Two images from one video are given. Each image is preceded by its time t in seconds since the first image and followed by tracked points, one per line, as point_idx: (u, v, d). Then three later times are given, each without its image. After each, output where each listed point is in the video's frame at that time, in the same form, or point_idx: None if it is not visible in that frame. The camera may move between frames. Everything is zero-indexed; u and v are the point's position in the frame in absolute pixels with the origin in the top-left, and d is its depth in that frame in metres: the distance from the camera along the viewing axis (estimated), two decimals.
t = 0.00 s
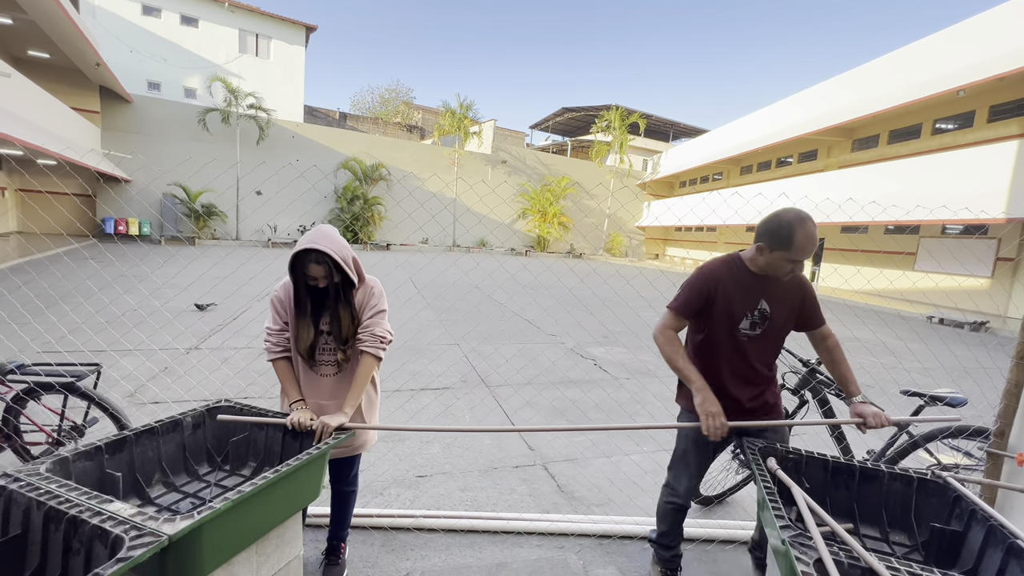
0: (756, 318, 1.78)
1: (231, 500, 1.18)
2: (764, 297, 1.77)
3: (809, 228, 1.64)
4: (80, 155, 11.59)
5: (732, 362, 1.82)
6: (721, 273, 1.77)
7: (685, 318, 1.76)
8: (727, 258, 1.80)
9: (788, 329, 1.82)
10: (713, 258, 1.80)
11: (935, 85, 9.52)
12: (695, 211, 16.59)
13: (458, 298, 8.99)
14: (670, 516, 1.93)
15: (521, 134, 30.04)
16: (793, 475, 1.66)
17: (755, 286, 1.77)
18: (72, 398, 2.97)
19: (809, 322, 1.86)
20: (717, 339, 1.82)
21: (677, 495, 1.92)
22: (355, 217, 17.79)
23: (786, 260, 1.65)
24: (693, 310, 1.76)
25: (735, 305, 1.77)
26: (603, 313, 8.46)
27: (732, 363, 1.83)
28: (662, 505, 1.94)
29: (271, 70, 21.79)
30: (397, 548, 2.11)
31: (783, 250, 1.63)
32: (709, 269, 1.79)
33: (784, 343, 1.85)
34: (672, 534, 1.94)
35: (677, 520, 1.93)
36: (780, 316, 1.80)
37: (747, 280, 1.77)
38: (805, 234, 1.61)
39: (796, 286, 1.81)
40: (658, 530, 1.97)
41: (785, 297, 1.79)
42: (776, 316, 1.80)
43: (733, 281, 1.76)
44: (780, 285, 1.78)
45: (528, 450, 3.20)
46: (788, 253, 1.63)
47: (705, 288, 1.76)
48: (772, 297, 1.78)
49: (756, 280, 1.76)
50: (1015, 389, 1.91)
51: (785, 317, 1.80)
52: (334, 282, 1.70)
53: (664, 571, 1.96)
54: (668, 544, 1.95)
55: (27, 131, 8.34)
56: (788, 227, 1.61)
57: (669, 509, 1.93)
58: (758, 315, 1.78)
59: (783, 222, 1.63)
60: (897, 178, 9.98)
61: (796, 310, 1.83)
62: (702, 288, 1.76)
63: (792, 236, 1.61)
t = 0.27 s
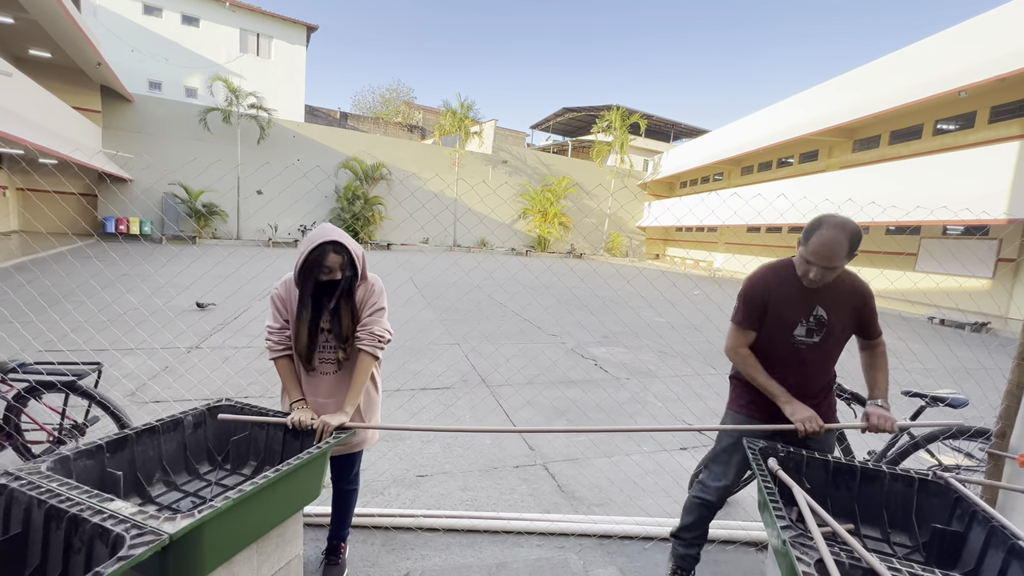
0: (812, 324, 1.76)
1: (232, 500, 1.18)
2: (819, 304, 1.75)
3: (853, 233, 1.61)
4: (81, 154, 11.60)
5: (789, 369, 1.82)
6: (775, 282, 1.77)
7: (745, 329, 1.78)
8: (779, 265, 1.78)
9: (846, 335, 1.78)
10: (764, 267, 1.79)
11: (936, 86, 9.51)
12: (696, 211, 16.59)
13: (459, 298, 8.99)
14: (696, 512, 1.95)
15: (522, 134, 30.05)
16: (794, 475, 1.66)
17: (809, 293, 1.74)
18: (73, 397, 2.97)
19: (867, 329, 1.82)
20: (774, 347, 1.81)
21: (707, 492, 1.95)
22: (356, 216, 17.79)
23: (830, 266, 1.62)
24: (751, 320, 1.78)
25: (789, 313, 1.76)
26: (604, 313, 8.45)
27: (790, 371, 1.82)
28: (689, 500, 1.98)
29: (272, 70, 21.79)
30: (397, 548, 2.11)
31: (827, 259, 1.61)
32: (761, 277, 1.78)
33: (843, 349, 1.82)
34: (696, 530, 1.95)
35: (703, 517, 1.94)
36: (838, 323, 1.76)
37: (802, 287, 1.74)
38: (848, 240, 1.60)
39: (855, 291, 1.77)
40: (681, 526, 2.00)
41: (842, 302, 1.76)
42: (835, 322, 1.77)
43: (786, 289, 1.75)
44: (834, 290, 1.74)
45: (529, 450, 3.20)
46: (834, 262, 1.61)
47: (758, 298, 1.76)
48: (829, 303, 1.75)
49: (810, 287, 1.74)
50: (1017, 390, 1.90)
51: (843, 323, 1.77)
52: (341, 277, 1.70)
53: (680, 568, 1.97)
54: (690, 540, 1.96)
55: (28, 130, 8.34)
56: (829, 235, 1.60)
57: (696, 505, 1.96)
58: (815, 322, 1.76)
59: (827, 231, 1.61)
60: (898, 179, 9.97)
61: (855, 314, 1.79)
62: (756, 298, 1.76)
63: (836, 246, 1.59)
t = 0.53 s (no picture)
0: (835, 324, 1.74)
1: (233, 500, 1.18)
2: (844, 303, 1.72)
3: (875, 229, 1.58)
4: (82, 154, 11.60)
5: (809, 368, 1.80)
6: (796, 279, 1.76)
7: (763, 325, 1.79)
8: (803, 263, 1.77)
9: (873, 337, 1.75)
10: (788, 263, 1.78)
11: (937, 87, 9.51)
12: (696, 211, 16.58)
13: (460, 298, 8.99)
14: (732, 515, 1.95)
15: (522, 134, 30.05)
16: (795, 476, 1.65)
17: (832, 290, 1.72)
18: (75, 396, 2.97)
19: (899, 332, 1.77)
20: (793, 345, 1.80)
21: (734, 493, 1.96)
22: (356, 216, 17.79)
23: (846, 260, 1.59)
24: (770, 316, 1.78)
25: (810, 311, 1.74)
26: (605, 314, 8.45)
27: (809, 371, 1.81)
28: (723, 504, 1.98)
29: (273, 70, 21.80)
30: (398, 548, 2.11)
31: (843, 254, 1.58)
32: (783, 275, 1.78)
33: (870, 350, 1.78)
34: (734, 533, 1.94)
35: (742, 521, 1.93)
36: (863, 324, 1.73)
37: (825, 286, 1.73)
38: (868, 236, 1.57)
39: (884, 293, 1.73)
40: (719, 531, 2.00)
41: (869, 302, 1.72)
42: (859, 323, 1.73)
43: (808, 287, 1.74)
44: (859, 288, 1.71)
45: (529, 450, 3.20)
46: (852, 258, 1.58)
47: (778, 295, 1.76)
48: (853, 302, 1.72)
49: (833, 284, 1.72)
50: (1019, 391, 1.90)
51: (868, 324, 1.73)
52: (348, 273, 1.71)
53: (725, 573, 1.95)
54: (731, 543, 1.95)
55: (30, 129, 8.35)
56: (848, 230, 1.57)
57: (731, 508, 1.96)
58: (838, 321, 1.74)
59: (846, 226, 1.59)
60: (899, 179, 9.96)
61: (884, 314, 1.75)
62: (775, 295, 1.76)
63: (854, 240, 1.56)
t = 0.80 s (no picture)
0: (849, 325, 1.73)
1: (233, 500, 1.18)
2: (859, 305, 1.72)
3: (892, 229, 1.57)
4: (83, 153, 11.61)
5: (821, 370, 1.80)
6: (809, 279, 1.75)
7: (774, 326, 1.79)
8: (818, 264, 1.76)
9: (888, 340, 1.74)
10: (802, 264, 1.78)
11: (938, 87, 9.50)
12: (696, 212, 16.57)
13: (460, 297, 8.99)
14: (739, 516, 1.93)
15: (523, 135, 30.06)
16: (797, 477, 1.65)
17: (846, 292, 1.72)
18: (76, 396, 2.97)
19: (914, 336, 1.76)
20: (805, 346, 1.80)
21: (744, 493, 1.92)
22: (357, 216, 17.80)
23: (862, 261, 1.58)
24: (781, 317, 1.79)
25: (824, 312, 1.74)
26: (605, 314, 8.45)
27: (822, 372, 1.80)
28: (731, 504, 1.96)
29: (274, 69, 21.82)
30: (398, 548, 2.11)
31: (858, 254, 1.57)
32: (797, 276, 1.77)
33: (884, 353, 1.77)
34: (742, 535, 1.93)
35: (749, 521, 1.91)
36: (878, 326, 1.72)
37: (840, 287, 1.72)
38: (885, 236, 1.56)
39: (901, 296, 1.71)
40: (726, 530, 1.98)
41: (885, 304, 1.71)
42: (874, 325, 1.72)
43: (823, 288, 1.73)
44: (875, 290, 1.70)
45: (530, 450, 3.20)
46: (868, 259, 1.57)
47: (790, 295, 1.76)
48: (867, 304, 1.71)
49: (848, 286, 1.71)
50: (1021, 392, 1.90)
51: (883, 327, 1.72)
52: (355, 269, 1.74)
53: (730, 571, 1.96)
54: (739, 544, 1.94)
55: (31, 128, 8.35)
56: (864, 230, 1.57)
57: (739, 509, 1.93)
58: (852, 323, 1.73)
59: (862, 226, 1.58)
60: (900, 180, 9.95)
61: (899, 317, 1.73)
62: (788, 295, 1.76)
63: (871, 241, 1.55)
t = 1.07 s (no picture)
0: (851, 326, 1.73)
1: (234, 500, 1.18)
2: (860, 306, 1.72)
3: (895, 230, 1.57)
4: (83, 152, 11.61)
5: (821, 371, 1.80)
6: (811, 280, 1.75)
7: (775, 326, 1.78)
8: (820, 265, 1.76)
9: (890, 341, 1.74)
10: (804, 264, 1.77)
11: (939, 88, 9.50)
12: (697, 212, 16.58)
13: (461, 297, 8.99)
14: (741, 519, 1.93)
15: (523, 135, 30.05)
16: (798, 477, 1.65)
17: (848, 293, 1.72)
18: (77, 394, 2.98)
19: (917, 338, 1.76)
20: (808, 347, 1.79)
21: (746, 497, 1.92)
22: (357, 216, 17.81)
23: (865, 261, 1.58)
24: (783, 317, 1.78)
25: (825, 313, 1.73)
26: (606, 314, 8.45)
27: (823, 373, 1.80)
28: (733, 508, 1.95)
29: (274, 69, 21.83)
30: (399, 548, 2.11)
31: (862, 254, 1.57)
32: (798, 277, 1.78)
33: (885, 355, 1.77)
34: (744, 538, 1.93)
35: (750, 524, 1.91)
36: (880, 327, 1.72)
37: (841, 288, 1.72)
38: (888, 237, 1.56)
39: (902, 297, 1.72)
40: (728, 534, 1.97)
41: (887, 306, 1.71)
42: (876, 325, 1.72)
43: (825, 288, 1.73)
44: (875, 292, 1.70)
45: (530, 450, 3.20)
46: (872, 259, 1.57)
47: (792, 296, 1.76)
48: (869, 304, 1.71)
49: (849, 287, 1.71)
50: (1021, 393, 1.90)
51: (885, 328, 1.72)
52: (358, 269, 1.76)
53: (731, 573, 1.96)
54: (740, 548, 1.94)
55: (32, 128, 8.35)
56: (868, 231, 1.57)
57: (741, 512, 1.93)
58: (854, 324, 1.73)
59: (865, 226, 1.58)
60: (901, 180, 9.96)
61: (901, 319, 1.74)
62: (790, 296, 1.76)
63: (875, 241, 1.55)
